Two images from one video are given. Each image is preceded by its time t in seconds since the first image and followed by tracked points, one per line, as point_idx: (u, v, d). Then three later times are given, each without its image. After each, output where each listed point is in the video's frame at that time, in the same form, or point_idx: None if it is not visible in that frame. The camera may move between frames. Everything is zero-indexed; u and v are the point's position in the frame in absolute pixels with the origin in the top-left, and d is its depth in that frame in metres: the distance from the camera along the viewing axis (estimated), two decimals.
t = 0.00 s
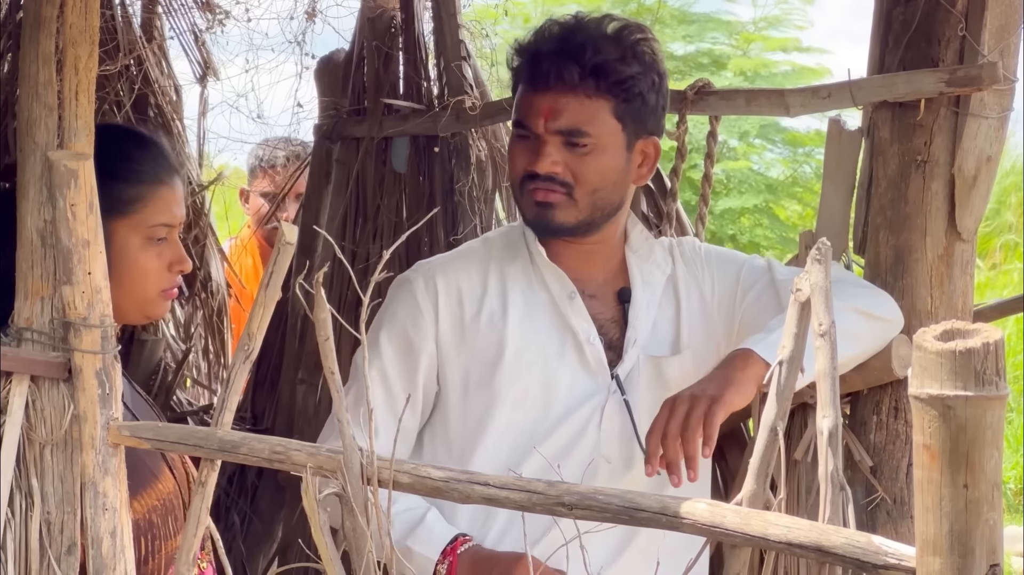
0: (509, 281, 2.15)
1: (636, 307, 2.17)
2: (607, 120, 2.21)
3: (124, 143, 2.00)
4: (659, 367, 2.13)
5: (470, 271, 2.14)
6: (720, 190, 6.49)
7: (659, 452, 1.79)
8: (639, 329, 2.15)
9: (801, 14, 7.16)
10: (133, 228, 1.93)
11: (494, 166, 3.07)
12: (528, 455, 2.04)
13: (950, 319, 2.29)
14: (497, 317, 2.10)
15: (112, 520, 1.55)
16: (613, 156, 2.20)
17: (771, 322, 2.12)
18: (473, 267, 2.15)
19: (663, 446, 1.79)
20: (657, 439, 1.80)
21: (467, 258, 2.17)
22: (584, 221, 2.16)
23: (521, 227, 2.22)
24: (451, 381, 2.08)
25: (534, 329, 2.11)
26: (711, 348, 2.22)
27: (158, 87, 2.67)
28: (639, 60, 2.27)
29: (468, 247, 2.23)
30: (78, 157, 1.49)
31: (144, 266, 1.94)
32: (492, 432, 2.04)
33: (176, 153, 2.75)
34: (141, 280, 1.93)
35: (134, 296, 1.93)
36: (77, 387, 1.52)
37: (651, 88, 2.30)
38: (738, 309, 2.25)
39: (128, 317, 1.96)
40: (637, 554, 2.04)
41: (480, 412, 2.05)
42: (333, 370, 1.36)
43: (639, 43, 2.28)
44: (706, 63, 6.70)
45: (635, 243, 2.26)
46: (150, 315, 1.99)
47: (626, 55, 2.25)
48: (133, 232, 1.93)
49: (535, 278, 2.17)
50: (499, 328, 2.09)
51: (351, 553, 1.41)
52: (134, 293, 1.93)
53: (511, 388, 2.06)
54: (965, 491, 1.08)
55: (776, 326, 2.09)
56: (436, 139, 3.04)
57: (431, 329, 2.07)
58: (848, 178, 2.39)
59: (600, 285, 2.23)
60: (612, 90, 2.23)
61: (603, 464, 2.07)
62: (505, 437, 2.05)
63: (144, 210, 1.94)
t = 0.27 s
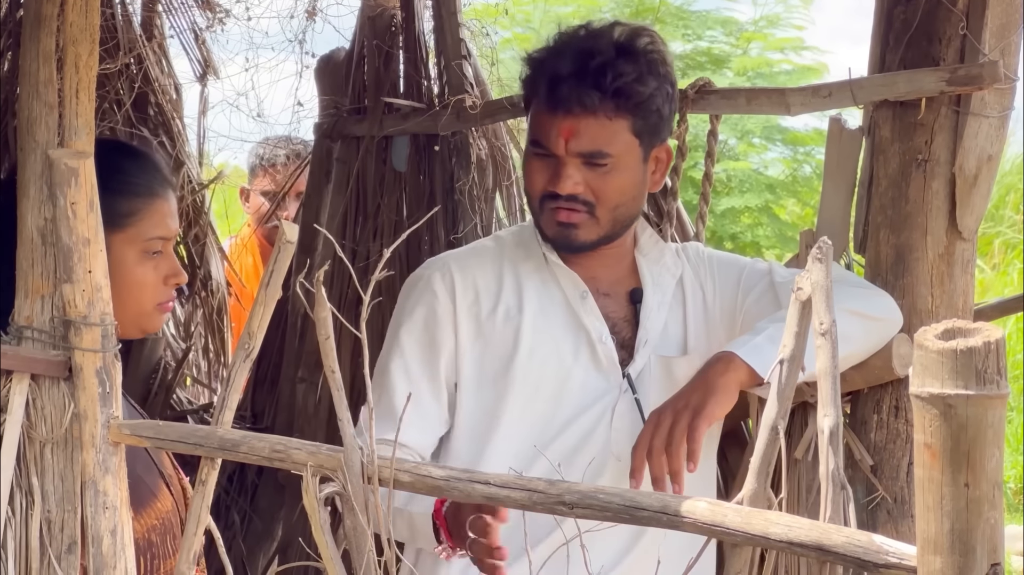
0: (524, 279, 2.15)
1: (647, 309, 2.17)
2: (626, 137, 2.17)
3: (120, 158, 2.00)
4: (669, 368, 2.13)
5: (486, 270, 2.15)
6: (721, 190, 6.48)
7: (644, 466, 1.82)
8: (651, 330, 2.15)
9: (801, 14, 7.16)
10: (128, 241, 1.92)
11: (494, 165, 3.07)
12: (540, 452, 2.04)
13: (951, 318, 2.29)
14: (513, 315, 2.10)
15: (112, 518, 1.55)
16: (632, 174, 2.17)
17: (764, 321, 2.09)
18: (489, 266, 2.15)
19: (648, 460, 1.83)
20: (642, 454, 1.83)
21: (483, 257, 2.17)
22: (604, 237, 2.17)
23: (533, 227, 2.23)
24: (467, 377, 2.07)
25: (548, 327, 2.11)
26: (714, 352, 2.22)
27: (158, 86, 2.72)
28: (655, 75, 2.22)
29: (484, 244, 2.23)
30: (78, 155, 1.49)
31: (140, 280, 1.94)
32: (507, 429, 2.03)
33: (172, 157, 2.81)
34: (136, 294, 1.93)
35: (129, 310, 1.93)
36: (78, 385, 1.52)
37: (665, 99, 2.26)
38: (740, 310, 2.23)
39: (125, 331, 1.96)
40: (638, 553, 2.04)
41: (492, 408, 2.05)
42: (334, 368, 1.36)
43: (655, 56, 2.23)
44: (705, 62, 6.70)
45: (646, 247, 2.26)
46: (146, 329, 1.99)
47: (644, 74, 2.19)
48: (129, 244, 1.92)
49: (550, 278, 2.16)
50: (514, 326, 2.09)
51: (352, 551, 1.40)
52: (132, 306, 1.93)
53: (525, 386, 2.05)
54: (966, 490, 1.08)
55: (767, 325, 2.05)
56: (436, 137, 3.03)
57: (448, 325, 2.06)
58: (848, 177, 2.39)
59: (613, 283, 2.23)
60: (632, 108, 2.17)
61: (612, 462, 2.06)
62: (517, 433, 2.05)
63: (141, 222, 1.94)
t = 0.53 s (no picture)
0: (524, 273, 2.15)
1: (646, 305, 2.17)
2: (615, 130, 2.18)
3: (117, 158, 1.99)
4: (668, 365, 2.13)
5: (490, 265, 2.14)
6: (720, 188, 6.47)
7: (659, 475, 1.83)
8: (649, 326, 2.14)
9: (800, 12, 7.15)
10: (129, 241, 1.93)
11: (493, 162, 3.06)
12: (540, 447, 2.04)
13: (950, 316, 2.29)
14: (516, 311, 2.10)
15: (111, 515, 1.54)
16: (621, 166, 2.18)
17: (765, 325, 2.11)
18: (492, 261, 2.15)
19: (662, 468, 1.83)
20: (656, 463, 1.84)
21: (485, 252, 2.17)
22: (593, 231, 2.17)
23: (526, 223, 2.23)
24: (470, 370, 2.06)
25: (546, 323, 2.11)
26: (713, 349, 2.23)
27: (157, 83, 2.71)
28: (644, 67, 2.22)
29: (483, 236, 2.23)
30: (77, 151, 1.49)
31: (142, 280, 1.93)
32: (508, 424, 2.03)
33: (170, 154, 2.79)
34: (138, 294, 1.93)
35: (131, 310, 1.93)
36: (76, 382, 1.52)
37: (656, 93, 2.25)
38: (739, 307, 2.24)
39: (127, 331, 1.96)
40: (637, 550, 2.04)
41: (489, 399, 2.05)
42: (333, 365, 1.36)
43: (644, 47, 2.22)
44: (704, 59, 6.70)
45: (642, 241, 2.25)
46: (147, 329, 1.98)
47: (631, 66, 2.19)
48: (129, 245, 1.93)
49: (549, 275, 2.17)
50: (517, 322, 2.09)
51: (349, 549, 1.40)
52: (133, 306, 1.93)
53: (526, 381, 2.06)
54: (965, 488, 1.08)
55: (772, 327, 2.07)
56: (436, 134, 3.04)
57: (456, 317, 2.05)
58: (848, 175, 2.39)
59: (610, 279, 2.24)
60: (619, 100, 2.18)
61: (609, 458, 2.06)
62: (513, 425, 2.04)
63: (142, 222, 1.94)
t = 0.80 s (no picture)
0: (517, 271, 2.14)
1: (639, 301, 2.17)
2: (600, 113, 2.23)
3: (121, 150, 1.98)
4: (662, 361, 2.14)
5: (481, 264, 2.13)
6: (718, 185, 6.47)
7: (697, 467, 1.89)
8: (643, 322, 2.14)
9: (798, 9, 7.15)
10: (143, 235, 1.92)
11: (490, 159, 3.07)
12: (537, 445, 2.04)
13: (947, 314, 2.29)
14: (508, 310, 2.10)
15: (108, 512, 1.54)
16: (606, 149, 2.22)
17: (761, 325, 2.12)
18: (483, 259, 2.14)
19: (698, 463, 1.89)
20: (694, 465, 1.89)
21: (477, 250, 2.16)
22: (578, 214, 2.18)
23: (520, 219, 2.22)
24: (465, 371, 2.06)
25: (541, 320, 2.10)
26: (710, 346, 2.23)
27: (154, 80, 2.74)
28: (631, 52, 2.27)
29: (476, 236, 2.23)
30: (74, 148, 1.49)
31: (155, 271, 1.94)
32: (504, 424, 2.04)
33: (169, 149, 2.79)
34: (152, 285, 1.93)
35: (145, 302, 1.93)
36: (73, 378, 1.51)
37: (645, 81, 2.30)
38: (736, 304, 2.24)
39: (140, 324, 1.96)
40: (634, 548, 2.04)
41: (487, 401, 2.05)
42: (330, 362, 1.36)
43: (633, 35, 2.29)
44: (701, 56, 6.70)
45: (638, 239, 2.26)
46: (160, 321, 1.98)
47: (618, 48, 2.26)
48: (142, 238, 1.92)
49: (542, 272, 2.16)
50: (510, 320, 2.09)
51: (346, 545, 1.38)
52: (148, 299, 1.93)
53: (522, 380, 2.06)
54: (962, 486, 1.08)
55: (766, 329, 2.08)
56: (432, 131, 3.03)
57: (449, 319, 2.05)
58: (845, 173, 2.39)
59: (606, 277, 2.24)
60: (604, 82, 2.24)
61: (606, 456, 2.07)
62: (511, 425, 2.04)
63: (153, 216, 1.94)
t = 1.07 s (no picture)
0: (506, 269, 2.15)
1: (630, 298, 2.17)
2: (588, 106, 2.23)
3: (115, 143, 1.98)
4: (652, 358, 2.14)
5: (471, 264, 2.14)
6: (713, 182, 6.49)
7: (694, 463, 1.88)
8: (633, 320, 2.15)
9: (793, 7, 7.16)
10: (156, 227, 1.97)
11: (487, 156, 3.07)
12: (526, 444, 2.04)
13: (943, 312, 2.29)
14: (496, 309, 2.10)
15: (103, 509, 1.53)
16: (595, 142, 2.22)
17: (756, 327, 2.11)
18: (472, 259, 2.15)
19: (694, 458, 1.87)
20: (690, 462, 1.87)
21: (466, 249, 2.16)
22: (568, 210, 2.18)
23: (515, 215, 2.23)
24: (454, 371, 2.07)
25: (530, 318, 2.11)
26: (705, 344, 2.23)
27: (150, 76, 2.71)
28: (620, 46, 2.27)
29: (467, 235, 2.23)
30: (70, 144, 1.48)
31: (169, 261, 1.99)
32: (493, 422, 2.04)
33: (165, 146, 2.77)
34: (168, 275, 1.98)
35: (162, 291, 1.98)
36: (68, 374, 1.51)
37: (634, 76, 2.30)
38: (730, 302, 2.24)
39: (154, 314, 2.00)
40: (631, 545, 2.04)
41: (477, 400, 2.05)
42: (326, 359, 1.36)
43: (623, 30, 2.29)
44: (696, 54, 6.70)
45: (630, 236, 2.25)
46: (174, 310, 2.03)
47: (606, 41, 2.25)
48: (155, 230, 1.97)
49: (531, 270, 2.16)
50: (498, 319, 2.09)
51: (342, 542, 1.40)
52: (164, 288, 1.98)
53: (510, 378, 2.06)
54: (958, 484, 1.08)
55: (760, 332, 2.08)
56: (430, 128, 3.03)
57: (436, 320, 2.06)
58: (842, 170, 2.40)
59: (594, 274, 2.24)
60: (592, 75, 2.24)
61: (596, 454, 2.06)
62: (501, 423, 2.05)
63: (163, 209, 1.98)
